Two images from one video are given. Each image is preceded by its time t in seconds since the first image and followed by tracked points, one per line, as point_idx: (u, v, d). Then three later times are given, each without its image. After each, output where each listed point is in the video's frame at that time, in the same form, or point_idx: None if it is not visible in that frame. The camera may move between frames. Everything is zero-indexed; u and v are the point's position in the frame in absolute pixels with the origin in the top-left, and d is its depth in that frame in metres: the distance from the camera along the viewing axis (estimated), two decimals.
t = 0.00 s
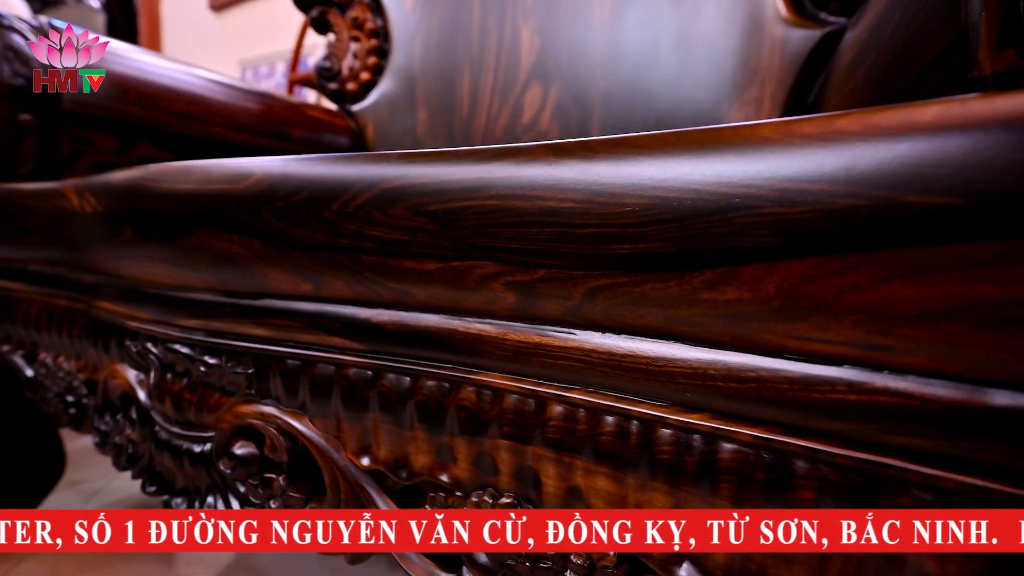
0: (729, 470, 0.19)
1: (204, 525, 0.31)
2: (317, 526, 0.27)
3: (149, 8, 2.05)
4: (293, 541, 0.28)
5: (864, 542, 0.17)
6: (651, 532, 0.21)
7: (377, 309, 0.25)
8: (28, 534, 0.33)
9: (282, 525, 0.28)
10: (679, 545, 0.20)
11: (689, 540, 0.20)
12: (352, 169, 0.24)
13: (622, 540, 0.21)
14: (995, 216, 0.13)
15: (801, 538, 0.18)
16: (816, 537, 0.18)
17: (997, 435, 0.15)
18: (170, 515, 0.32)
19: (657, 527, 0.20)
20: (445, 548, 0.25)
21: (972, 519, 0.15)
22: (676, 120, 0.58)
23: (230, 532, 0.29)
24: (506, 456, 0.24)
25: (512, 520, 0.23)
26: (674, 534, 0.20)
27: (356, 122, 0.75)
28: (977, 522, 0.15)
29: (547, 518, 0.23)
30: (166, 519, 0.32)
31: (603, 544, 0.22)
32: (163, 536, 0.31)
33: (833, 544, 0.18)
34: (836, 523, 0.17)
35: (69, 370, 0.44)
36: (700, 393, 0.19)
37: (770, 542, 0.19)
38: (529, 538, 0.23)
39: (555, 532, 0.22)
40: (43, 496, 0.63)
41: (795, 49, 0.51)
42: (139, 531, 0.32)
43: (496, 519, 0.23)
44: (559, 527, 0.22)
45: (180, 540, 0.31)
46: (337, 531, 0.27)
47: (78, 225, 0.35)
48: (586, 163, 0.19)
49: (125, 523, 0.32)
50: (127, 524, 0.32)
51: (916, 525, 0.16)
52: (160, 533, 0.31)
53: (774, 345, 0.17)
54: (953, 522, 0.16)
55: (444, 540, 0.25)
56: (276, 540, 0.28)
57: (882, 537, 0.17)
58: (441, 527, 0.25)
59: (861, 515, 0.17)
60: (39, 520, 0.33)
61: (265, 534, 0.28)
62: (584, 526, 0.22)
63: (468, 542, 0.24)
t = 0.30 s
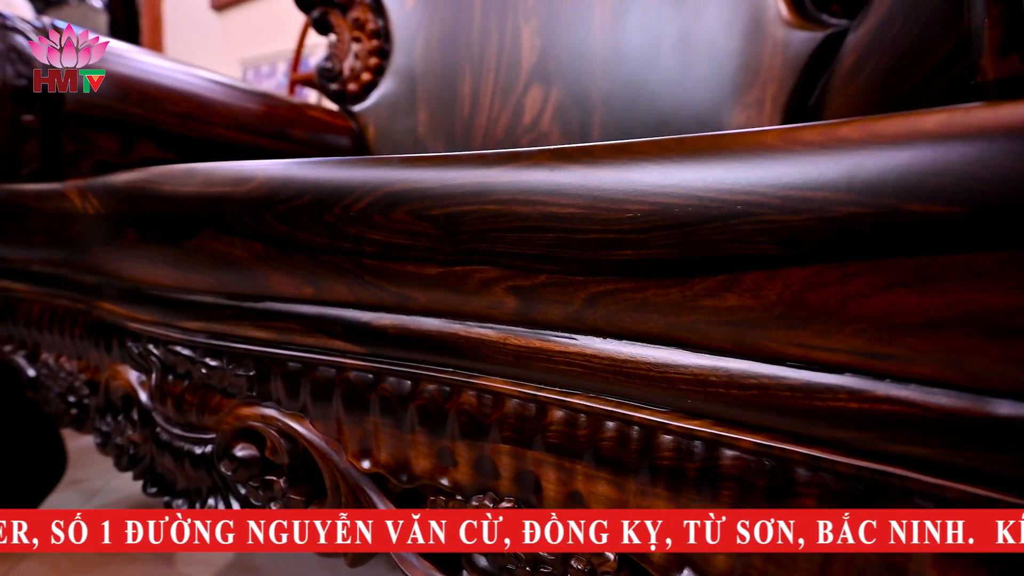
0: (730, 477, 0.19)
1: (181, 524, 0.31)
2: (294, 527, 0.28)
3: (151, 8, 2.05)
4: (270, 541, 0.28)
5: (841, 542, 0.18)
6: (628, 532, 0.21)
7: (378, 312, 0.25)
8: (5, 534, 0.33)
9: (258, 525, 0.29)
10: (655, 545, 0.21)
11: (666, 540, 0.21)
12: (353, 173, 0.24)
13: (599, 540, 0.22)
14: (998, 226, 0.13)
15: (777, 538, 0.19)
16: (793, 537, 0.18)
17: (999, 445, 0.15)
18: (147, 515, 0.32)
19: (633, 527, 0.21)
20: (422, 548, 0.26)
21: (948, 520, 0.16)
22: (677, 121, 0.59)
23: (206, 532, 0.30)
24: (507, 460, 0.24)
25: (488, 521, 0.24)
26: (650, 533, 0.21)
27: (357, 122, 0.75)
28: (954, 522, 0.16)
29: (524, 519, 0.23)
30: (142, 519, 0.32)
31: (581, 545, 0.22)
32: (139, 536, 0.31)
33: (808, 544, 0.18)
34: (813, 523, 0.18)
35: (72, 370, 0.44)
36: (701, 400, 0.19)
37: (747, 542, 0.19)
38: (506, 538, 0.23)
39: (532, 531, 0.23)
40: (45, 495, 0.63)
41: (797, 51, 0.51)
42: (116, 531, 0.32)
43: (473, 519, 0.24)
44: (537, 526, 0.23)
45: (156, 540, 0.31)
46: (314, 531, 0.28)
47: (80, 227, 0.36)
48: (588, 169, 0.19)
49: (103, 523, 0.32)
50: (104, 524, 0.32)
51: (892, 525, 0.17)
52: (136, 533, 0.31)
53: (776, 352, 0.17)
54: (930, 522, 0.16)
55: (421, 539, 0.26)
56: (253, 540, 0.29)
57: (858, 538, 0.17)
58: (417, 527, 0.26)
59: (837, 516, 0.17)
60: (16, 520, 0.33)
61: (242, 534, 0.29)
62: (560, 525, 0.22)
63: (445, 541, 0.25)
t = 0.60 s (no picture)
0: (730, 492, 0.19)
1: (157, 524, 0.31)
2: (270, 526, 0.28)
3: (156, 14, 2.07)
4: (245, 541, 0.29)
5: (817, 542, 0.18)
6: (604, 532, 0.21)
7: (379, 323, 0.25)
8: None
9: (235, 525, 0.29)
10: (629, 545, 0.21)
11: (642, 540, 0.21)
12: (356, 184, 0.24)
13: (575, 540, 0.22)
14: (998, 245, 0.13)
15: (754, 539, 0.19)
16: (769, 537, 0.19)
17: (999, 464, 0.15)
18: (122, 515, 0.31)
19: (610, 527, 0.21)
20: (397, 548, 0.26)
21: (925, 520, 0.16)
22: (678, 129, 0.59)
23: (183, 532, 0.30)
24: (507, 472, 0.24)
25: (465, 520, 0.25)
26: (625, 533, 0.21)
27: (360, 129, 0.75)
28: (930, 522, 0.16)
29: (500, 519, 0.24)
30: (118, 519, 0.31)
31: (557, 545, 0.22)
32: (115, 536, 0.31)
33: (785, 544, 0.18)
34: (789, 524, 0.18)
35: (74, 377, 0.44)
36: (700, 414, 0.19)
37: (722, 542, 0.19)
38: (482, 538, 0.24)
39: (507, 531, 0.23)
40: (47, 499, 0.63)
41: (799, 60, 0.52)
42: (92, 531, 0.32)
43: (449, 519, 0.25)
44: (512, 526, 0.23)
45: (133, 540, 0.31)
46: (290, 531, 0.28)
47: (84, 234, 0.36)
48: (588, 183, 0.19)
49: (78, 523, 0.32)
50: (81, 524, 0.32)
51: (869, 525, 0.17)
52: (113, 533, 0.31)
53: (776, 368, 0.17)
54: (906, 522, 0.16)
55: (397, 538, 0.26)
56: (229, 540, 0.29)
57: (835, 537, 0.17)
58: (394, 527, 0.26)
59: (814, 516, 0.17)
60: None
61: (218, 534, 0.30)
62: (535, 526, 0.23)
63: (421, 541, 0.26)
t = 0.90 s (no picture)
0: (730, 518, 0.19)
1: (134, 524, 0.32)
2: (246, 527, 0.29)
3: (158, 22, 2.08)
4: (223, 542, 0.30)
5: (794, 542, 0.18)
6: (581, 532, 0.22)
7: (379, 343, 0.26)
8: None
9: (212, 525, 0.30)
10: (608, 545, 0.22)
11: (618, 540, 0.21)
12: (355, 206, 0.24)
13: (552, 540, 0.22)
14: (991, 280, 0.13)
15: (730, 538, 0.19)
16: (745, 537, 0.19)
17: (996, 497, 0.15)
18: (99, 515, 0.33)
19: (587, 526, 0.22)
20: (372, 548, 0.26)
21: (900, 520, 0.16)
22: (676, 137, 0.60)
23: (161, 532, 0.31)
24: (507, 493, 0.24)
25: (441, 520, 0.25)
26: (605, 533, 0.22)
27: (360, 138, 0.76)
28: (905, 522, 0.16)
29: (477, 519, 0.24)
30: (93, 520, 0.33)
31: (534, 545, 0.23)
32: (92, 537, 0.33)
33: (760, 544, 0.19)
34: (765, 523, 0.18)
35: (75, 391, 0.44)
36: (698, 439, 0.19)
37: (700, 542, 0.20)
38: (459, 537, 0.24)
39: (484, 531, 0.24)
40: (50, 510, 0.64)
41: (794, 68, 0.54)
42: (69, 531, 0.33)
43: (426, 519, 0.25)
44: (490, 526, 0.23)
45: (109, 540, 0.32)
46: (266, 532, 0.29)
47: (85, 251, 0.36)
48: (585, 208, 0.19)
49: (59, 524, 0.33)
50: (59, 524, 0.33)
51: (845, 525, 0.17)
52: (88, 534, 0.33)
53: (773, 396, 0.17)
54: (883, 522, 0.16)
55: (373, 539, 0.26)
56: (205, 541, 0.30)
57: (812, 538, 0.17)
58: (370, 527, 0.26)
59: (790, 516, 0.18)
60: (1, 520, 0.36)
61: (194, 535, 0.30)
62: (513, 525, 0.23)
63: (398, 541, 0.26)
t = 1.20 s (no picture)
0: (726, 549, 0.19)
1: (111, 526, 0.31)
2: (225, 527, 0.29)
3: (162, 38, 2.10)
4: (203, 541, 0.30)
5: (770, 543, 0.18)
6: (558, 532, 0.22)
7: (378, 370, 0.26)
8: None
9: (188, 525, 0.30)
10: (585, 545, 0.22)
11: (595, 540, 0.22)
12: (354, 236, 0.24)
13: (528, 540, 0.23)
14: (974, 322, 0.14)
15: (706, 538, 0.19)
16: (722, 537, 0.19)
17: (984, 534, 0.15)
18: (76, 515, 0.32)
19: (563, 526, 0.22)
20: (350, 548, 0.27)
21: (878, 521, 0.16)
22: (674, 152, 0.60)
23: (136, 533, 0.31)
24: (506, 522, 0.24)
25: (417, 521, 0.26)
26: (582, 533, 0.22)
27: (361, 152, 0.77)
28: (883, 522, 0.16)
29: (454, 519, 0.25)
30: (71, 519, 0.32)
31: (511, 544, 0.23)
32: (68, 537, 0.31)
33: (737, 544, 0.19)
34: (742, 523, 0.19)
35: (76, 412, 0.44)
36: (694, 470, 0.19)
37: (676, 542, 0.20)
38: (435, 538, 0.25)
39: (462, 532, 0.24)
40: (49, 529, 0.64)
41: (789, 84, 0.54)
42: (44, 531, 0.32)
43: (403, 519, 0.26)
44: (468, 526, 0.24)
45: (86, 541, 0.31)
46: (244, 533, 0.29)
47: (87, 274, 0.36)
48: (580, 239, 0.19)
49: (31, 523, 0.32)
50: (33, 524, 0.32)
51: (821, 525, 0.17)
52: (66, 533, 0.32)
53: (765, 430, 0.18)
54: (859, 522, 0.17)
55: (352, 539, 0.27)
56: (183, 540, 0.30)
57: (788, 538, 0.18)
58: (347, 527, 0.27)
59: (767, 516, 0.18)
60: None
61: (171, 534, 0.31)
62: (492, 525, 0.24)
63: (374, 542, 0.26)
